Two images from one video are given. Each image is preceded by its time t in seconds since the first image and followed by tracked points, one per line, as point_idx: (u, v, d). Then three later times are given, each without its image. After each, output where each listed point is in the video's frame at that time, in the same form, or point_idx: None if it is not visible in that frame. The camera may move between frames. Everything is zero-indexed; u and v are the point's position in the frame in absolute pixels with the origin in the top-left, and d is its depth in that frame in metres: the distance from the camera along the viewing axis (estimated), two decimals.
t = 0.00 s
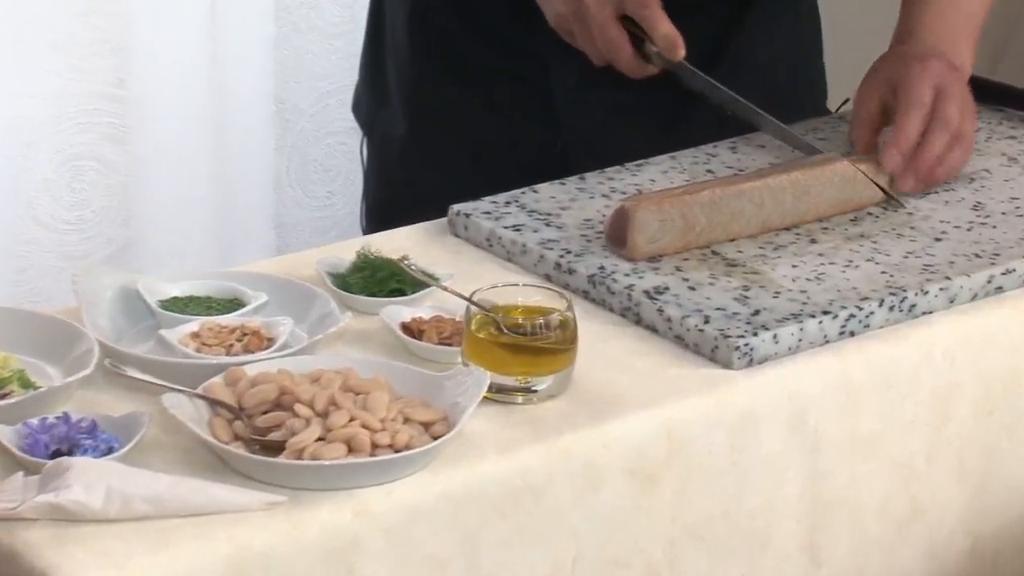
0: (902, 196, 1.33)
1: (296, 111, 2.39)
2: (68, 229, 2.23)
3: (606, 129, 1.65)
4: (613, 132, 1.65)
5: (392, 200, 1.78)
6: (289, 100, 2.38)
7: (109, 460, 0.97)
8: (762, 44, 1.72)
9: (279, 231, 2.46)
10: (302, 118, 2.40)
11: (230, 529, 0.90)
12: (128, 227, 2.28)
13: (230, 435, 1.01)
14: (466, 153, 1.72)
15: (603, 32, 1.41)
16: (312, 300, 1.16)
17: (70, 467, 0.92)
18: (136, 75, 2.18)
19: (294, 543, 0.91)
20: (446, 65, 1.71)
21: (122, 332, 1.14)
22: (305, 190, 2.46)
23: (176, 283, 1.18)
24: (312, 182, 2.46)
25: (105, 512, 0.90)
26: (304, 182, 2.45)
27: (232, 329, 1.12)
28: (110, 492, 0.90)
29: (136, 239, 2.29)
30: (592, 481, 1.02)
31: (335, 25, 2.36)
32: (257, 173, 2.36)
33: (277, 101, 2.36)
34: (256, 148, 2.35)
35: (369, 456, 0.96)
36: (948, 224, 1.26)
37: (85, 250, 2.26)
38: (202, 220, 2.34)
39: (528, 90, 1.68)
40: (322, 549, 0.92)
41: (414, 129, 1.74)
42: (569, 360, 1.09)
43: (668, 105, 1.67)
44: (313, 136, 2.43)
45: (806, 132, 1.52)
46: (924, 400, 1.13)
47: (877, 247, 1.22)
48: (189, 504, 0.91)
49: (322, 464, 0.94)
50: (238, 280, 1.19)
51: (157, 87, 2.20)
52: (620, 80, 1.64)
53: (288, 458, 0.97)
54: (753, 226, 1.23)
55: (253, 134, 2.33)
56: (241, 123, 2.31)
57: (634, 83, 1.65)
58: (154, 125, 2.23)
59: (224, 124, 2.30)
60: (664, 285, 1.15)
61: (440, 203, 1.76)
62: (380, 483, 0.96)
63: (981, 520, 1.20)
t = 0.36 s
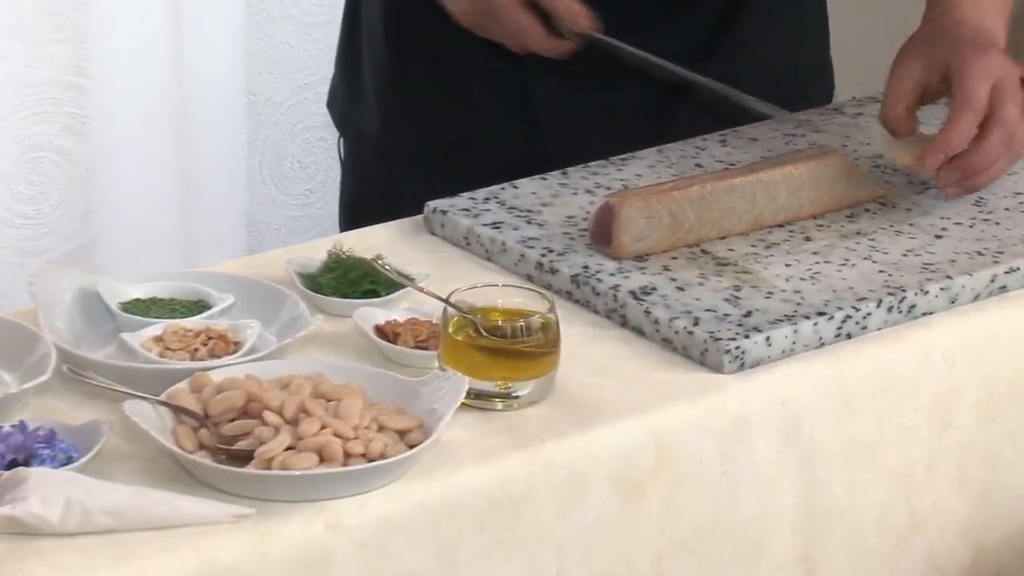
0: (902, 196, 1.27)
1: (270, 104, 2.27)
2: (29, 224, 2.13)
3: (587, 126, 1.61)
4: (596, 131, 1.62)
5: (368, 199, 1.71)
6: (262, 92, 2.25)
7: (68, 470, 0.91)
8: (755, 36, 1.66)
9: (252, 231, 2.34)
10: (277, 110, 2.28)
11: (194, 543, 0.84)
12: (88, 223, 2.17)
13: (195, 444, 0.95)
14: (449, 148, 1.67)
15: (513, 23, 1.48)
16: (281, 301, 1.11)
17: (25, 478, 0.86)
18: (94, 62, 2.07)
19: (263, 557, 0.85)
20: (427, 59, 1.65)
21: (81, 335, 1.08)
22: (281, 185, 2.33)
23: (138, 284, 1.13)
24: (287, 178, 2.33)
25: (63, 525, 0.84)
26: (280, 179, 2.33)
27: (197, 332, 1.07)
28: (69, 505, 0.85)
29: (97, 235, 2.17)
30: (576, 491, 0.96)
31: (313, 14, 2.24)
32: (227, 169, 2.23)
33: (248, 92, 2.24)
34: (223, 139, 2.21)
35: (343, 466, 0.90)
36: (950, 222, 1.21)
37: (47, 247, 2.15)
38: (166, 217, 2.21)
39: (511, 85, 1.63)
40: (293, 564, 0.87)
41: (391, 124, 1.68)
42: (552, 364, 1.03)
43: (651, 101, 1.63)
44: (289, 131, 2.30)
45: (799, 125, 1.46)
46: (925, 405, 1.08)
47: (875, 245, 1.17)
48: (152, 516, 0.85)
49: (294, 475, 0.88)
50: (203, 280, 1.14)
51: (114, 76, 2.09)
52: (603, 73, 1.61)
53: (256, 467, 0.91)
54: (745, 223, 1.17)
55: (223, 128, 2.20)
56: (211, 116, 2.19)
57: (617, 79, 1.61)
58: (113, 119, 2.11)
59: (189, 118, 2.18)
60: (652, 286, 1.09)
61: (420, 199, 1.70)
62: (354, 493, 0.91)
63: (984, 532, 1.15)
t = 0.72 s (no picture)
0: (896, 210, 1.19)
1: (246, 112, 2.13)
2: None
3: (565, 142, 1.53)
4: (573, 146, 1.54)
5: (325, 209, 1.64)
6: (235, 98, 2.11)
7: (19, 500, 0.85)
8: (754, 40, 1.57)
9: (227, 244, 2.20)
10: (254, 118, 2.15)
11: None
12: (47, 235, 2.03)
13: (155, 471, 0.89)
14: (403, 164, 1.59)
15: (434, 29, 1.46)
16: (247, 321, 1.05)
17: None
18: (48, 65, 1.93)
19: None
20: (393, 68, 1.57)
21: (35, 358, 1.03)
22: (259, 198, 2.21)
23: (95, 303, 1.07)
24: (265, 190, 2.21)
25: (14, 560, 0.78)
26: (258, 192, 2.20)
27: (157, 354, 1.01)
28: (20, 539, 0.79)
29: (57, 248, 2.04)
30: (557, 521, 0.91)
31: (291, 16, 2.11)
32: (198, 176, 2.11)
33: (223, 99, 2.10)
34: (194, 146, 2.09)
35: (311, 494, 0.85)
36: (949, 234, 1.14)
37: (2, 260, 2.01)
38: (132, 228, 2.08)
39: (476, 97, 1.55)
40: None
41: (352, 134, 1.61)
42: (532, 385, 0.98)
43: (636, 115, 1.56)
44: (267, 142, 2.18)
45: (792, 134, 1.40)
46: (922, 430, 1.03)
47: (869, 259, 1.10)
48: (109, 549, 0.79)
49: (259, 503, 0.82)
50: (164, 299, 1.08)
51: (80, 76, 1.96)
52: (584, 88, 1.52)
53: (218, 496, 0.86)
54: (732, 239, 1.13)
55: (191, 132, 2.08)
56: (180, 121, 2.06)
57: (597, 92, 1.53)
58: (83, 121, 1.99)
59: (155, 121, 2.04)
60: (637, 302, 1.04)
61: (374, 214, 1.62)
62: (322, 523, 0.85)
63: (984, 561, 1.10)
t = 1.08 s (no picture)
0: (893, 215, 1.14)
1: (200, 118, 2.03)
2: None
3: (530, 156, 1.41)
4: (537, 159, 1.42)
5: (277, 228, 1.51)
6: (186, 104, 2.01)
7: None
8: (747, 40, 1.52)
9: (178, 260, 2.10)
10: (208, 126, 2.04)
11: None
12: None
13: (115, 494, 0.84)
14: (355, 177, 1.45)
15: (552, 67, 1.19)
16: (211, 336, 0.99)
17: None
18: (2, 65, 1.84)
19: None
20: (352, 74, 1.43)
21: None
22: (214, 211, 2.10)
23: (51, 317, 1.01)
24: (220, 202, 2.10)
25: None
26: (216, 205, 2.10)
27: (117, 371, 0.95)
28: None
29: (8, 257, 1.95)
30: (538, 546, 0.86)
31: (250, 20, 2.02)
32: (144, 176, 2.00)
33: (171, 104, 2.00)
34: (145, 150, 1.99)
35: (280, 518, 0.80)
36: (951, 243, 1.08)
37: None
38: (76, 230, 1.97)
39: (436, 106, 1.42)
40: None
41: (309, 143, 1.46)
42: (512, 401, 0.93)
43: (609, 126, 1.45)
44: (226, 153, 2.08)
45: (784, 138, 1.34)
46: (924, 449, 0.97)
47: (868, 268, 1.04)
48: None
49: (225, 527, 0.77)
50: (124, 313, 1.02)
51: (32, 76, 1.86)
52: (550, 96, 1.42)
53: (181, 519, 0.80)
54: (727, 247, 1.04)
55: (139, 133, 1.97)
56: (129, 117, 1.96)
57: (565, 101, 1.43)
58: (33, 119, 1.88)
59: (100, 117, 1.94)
60: (623, 315, 0.97)
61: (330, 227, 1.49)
62: (290, 548, 0.80)
63: None
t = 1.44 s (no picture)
0: (889, 219, 1.08)
1: (135, 125, 2.01)
2: None
3: (513, 157, 1.30)
4: (520, 161, 1.31)
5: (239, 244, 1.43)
6: (123, 111, 1.99)
7: None
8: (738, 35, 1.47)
9: (109, 275, 2.07)
10: (142, 134, 2.02)
11: None
12: None
13: (67, 514, 0.77)
14: (326, 184, 1.36)
15: (643, 114, 1.20)
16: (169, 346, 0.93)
17: None
18: None
19: None
20: (316, 80, 1.34)
21: None
22: (146, 223, 2.07)
23: None
24: (153, 214, 2.07)
25: None
26: (148, 216, 2.07)
27: (69, 384, 0.89)
28: None
29: None
30: (514, 568, 0.80)
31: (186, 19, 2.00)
32: (75, 191, 1.98)
33: (105, 112, 1.97)
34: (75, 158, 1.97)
35: (243, 541, 0.74)
36: (950, 247, 1.03)
37: None
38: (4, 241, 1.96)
39: (407, 109, 1.31)
40: None
41: (273, 153, 1.37)
42: (487, 415, 0.88)
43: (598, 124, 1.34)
44: (156, 163, 2.05)
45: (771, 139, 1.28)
46: (922, 463, 0.92)
47: (862, 274, 0.99)
48: None
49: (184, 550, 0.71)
50: (76, 322, 0.96)
51: None
52: (535, 91, 1.31)
53: (136, 541, 0.74)
54: (714, 251, 0.99)
55: (69, 149, 1.95)
56: (57, 130, 1.93)
57: (551, 96, 1.32)
58: None
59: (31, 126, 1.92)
60: (604, 323, 0.91)
61: (296, 239, 1.40)
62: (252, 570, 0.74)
63: None
